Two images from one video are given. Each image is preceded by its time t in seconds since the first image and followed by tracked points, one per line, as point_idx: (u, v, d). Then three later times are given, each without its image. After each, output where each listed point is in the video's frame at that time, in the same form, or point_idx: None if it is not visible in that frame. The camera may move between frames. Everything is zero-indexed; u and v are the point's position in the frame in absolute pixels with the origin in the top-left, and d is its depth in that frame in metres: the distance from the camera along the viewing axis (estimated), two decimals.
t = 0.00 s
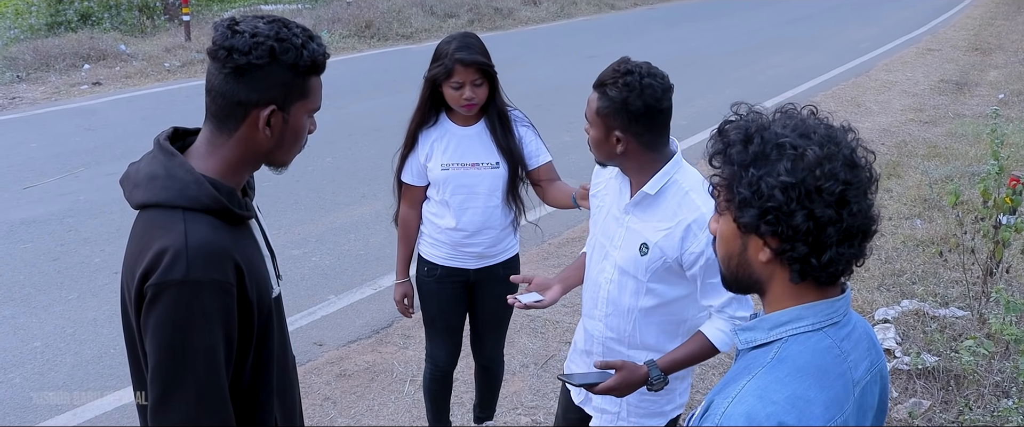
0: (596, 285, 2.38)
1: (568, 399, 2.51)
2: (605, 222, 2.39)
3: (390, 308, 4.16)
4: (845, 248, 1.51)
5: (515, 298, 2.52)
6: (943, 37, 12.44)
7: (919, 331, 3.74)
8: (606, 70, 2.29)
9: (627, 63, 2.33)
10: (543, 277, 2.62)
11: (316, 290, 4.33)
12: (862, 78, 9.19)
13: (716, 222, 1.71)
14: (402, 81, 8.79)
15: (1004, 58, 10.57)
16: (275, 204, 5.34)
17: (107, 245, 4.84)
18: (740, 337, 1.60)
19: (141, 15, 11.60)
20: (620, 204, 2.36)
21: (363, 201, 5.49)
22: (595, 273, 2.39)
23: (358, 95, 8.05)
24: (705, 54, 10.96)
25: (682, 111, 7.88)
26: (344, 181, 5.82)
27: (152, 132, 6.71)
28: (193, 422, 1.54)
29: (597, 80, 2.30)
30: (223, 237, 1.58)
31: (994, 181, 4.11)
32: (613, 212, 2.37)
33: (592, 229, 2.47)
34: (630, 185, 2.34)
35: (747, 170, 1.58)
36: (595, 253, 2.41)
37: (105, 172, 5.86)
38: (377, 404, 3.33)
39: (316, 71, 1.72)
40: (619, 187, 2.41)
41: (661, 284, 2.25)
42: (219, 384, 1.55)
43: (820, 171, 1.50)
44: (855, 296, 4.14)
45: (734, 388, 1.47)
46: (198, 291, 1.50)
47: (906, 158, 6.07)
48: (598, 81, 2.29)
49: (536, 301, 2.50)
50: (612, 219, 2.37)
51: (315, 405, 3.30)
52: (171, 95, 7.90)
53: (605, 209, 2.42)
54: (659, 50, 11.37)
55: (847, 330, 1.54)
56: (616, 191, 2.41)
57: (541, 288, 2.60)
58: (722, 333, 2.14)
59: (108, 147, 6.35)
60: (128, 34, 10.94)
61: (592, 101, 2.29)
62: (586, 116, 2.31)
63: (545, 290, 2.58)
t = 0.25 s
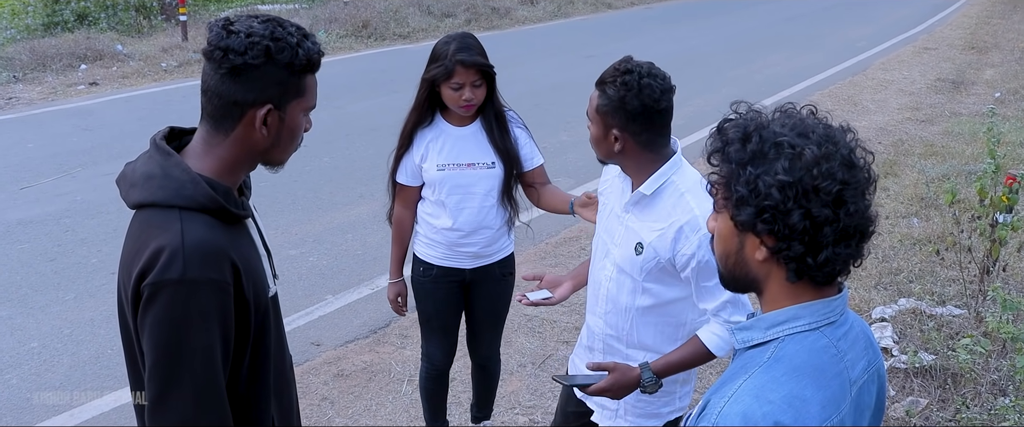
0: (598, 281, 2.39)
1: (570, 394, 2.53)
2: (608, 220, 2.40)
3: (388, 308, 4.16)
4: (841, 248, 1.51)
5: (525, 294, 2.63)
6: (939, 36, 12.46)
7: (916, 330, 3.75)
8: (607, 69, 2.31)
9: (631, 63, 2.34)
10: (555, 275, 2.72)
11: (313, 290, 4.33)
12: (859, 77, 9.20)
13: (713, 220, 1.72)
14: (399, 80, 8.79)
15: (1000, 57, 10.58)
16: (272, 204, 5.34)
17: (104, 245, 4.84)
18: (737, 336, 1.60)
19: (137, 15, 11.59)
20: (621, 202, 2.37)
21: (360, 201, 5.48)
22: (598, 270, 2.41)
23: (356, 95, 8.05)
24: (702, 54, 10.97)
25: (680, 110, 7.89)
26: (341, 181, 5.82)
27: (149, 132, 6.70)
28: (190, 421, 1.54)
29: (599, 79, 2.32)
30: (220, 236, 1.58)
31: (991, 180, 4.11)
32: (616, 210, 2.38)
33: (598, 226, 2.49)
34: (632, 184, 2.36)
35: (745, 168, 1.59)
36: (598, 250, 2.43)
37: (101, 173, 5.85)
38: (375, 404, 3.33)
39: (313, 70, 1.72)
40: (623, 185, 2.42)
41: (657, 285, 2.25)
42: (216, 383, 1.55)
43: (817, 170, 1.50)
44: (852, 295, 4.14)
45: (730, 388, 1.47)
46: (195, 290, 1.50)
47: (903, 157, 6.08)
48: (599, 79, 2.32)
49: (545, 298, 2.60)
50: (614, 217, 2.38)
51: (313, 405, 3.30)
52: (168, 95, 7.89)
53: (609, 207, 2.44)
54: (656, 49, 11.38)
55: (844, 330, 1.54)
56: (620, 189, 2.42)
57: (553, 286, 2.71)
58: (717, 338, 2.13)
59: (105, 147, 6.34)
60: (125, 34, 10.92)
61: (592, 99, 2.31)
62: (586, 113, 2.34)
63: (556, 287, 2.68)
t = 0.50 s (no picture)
0: (595, 276, 2.41)
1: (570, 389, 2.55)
2: (606, 215, 2.41)
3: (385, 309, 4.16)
4: (835, 247, 1.51)
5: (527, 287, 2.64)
6: (935, 35, 12.48)
7: (912, 328, 3.75)
8: (609, 62, 2.33)
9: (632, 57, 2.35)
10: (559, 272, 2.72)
11: (310, 291, 4.33)
12: (854, 76, 9.21)
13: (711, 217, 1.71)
14: (396, 80, 8.79)
15: (996, 55, 10.60)
16: (269, 205, 5.33)
17: (101, 246, 4.83)
18: (734, 335, 1.60)
19: (133, 15, 11.58)
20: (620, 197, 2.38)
21: (357, 201, 5.48)
22: (596, 265, 2.42)
23: (352, 95, 8.05)
24: (699, 53, 10.98)
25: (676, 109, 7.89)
26: (337, 181, 5.82)
27: (145, 133, 6.69)
28: (186, 421, 1.54)
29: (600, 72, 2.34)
30: (215, 237, 1.58)
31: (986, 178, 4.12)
32: (614, 205, 2.39)
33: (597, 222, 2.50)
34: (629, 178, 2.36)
35: (740, 166, 1.59)
36: (597, 246, 2.44)
37: (98, 174, 5.84)
38: (372, 404, 3.32)
39: (305, 69, 1.72)
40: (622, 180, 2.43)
41: (650, 279, 2.25)
42: (212, 383, 1.55)
43: (810, 169, 1.50)
44: (848, 293, 4.15)
45: (725, 387, 1.48)
46: (190, 290, 1.50)
47: (899, 155, 6.09)
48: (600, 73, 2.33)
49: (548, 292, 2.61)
50: (612, 212, 2.38)
51: (310, 406, 3.30)
52: (164, 95, 7.88)
53: (607, 203, 2.45)
54: (653, 48, 11.39)
55: (841, 328, 1.54)
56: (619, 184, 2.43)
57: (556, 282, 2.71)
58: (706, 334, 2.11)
59: (101, 148, 6.34)
60: (121, 35, 10.91)
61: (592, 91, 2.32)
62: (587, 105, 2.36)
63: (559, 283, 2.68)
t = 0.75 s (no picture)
0: (589, 271, 2.41)
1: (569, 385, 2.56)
2: (601, 211, 2.41)
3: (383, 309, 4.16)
4: (830, 246, 1.51)
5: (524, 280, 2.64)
6: (932, 33, 12.50)
7: (910, 326, 3.75)
8: (607, 57, 2.33)
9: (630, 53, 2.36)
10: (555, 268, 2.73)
11: (308, 291, 4.33)
12: (852, 75, 9.22)
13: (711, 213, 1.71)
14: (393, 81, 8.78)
15: (992, 54, 10.62)
16: (266, 205, 5.33)
17: (98, 247, 4.83)
18: (731, 334, 1.60)
19: (130, 16, 11.57)
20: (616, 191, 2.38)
21: (354, 202, 5.48)
22: (590, 260, 2.43)
23: (350, 96, 8.05)
24: (696, 52, 10.98)
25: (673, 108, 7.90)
26: (335, 181, 5.82)
27: (143, 133, 6.69)
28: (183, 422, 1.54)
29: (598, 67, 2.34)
30: (210, 238, 1.58)
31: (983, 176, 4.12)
32: (609, 200, 2.40)
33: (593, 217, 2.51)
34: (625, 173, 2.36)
35: (737, 164, 1.59)
36: (592, 241, 2.44)
37: (95, 174, 5.84)
38: (370, 404, 3.32)
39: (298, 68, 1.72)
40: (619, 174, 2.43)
41: (642, 273, 2.24)
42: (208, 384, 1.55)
43: (806, 168, 1.50)
44: (846, 292, 4.15)
45: (722, 386, 1.48)
46: (186, 292, 1.50)
47: (896, 154, 6.10)
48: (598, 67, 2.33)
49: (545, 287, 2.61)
50: (607, 206, 2.39)
51: (308, 406, 3.30)
52: (161, 96, 7.88)
53: (602, 198, 2.45)
54: (650, 48, 11.40)
55: (838, 328, 1.54)
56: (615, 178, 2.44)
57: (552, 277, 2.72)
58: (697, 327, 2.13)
59: (98, 149, 6.33)
60: (118, 35, 10.90)
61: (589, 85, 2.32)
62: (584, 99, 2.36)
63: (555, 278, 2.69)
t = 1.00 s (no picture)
0: (586, 266, 2.42)
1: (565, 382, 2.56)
2: (598, 207, 2.42)
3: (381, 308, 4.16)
4: (827, 246, 1.51)
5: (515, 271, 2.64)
6: (930, 34, 12.50)
7: (908, 326, 3.75)
8: (602, 51, 2.32)
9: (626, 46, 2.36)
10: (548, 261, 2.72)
11: (306, 291, 4.32)
12: (850, 75, 9.22)
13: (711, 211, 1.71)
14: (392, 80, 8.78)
15: (991, 54, 10.63)
16: (265, 205, 5.33)
17: (97, 247, 4.83)
18: (728, 332, 1.60)
19: (129, 16, 11.56)
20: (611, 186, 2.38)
21: (353, 201, 5.48)
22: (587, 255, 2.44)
23: (349, 95, 8.05)
24: (695, 52, 10.99)
25: (672, 108, 7.90)
26: (334, 181, 5.81)
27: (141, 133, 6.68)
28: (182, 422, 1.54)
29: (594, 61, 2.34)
30: (208, 238, 1.57)
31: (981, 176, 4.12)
32: (604, 195, 2.41)
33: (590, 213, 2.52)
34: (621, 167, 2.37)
35: (735, 163, 1.59)
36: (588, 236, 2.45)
37: (93, 174, 5.83)
38: (368, 404, 3.32)
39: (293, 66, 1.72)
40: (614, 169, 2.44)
41: (635, 265, 2.24)
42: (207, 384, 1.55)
43: (804, 168, 1.50)
44: (845, 292, 4.16)
45: (720, 385, 1.48)
46: (184, 293, 1.50)
47: (895, 154, 6.10)
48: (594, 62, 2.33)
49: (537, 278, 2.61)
50: (603, 201, 2.40)
51: (306, 406, 3.29)
52: (160, 96, 7.87)
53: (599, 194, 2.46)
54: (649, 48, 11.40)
55: (836, 328, 1.54)
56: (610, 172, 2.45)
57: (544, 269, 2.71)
58: (687, 318, 2.12)
59: (97, 148, 6.32)
60: (117, 35, 10.89)
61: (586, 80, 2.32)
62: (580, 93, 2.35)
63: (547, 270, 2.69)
